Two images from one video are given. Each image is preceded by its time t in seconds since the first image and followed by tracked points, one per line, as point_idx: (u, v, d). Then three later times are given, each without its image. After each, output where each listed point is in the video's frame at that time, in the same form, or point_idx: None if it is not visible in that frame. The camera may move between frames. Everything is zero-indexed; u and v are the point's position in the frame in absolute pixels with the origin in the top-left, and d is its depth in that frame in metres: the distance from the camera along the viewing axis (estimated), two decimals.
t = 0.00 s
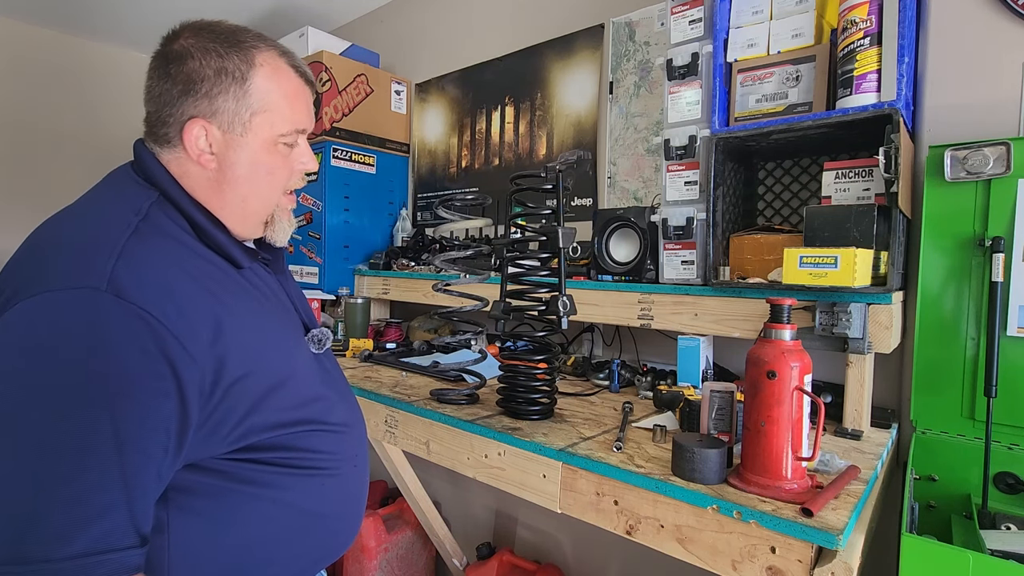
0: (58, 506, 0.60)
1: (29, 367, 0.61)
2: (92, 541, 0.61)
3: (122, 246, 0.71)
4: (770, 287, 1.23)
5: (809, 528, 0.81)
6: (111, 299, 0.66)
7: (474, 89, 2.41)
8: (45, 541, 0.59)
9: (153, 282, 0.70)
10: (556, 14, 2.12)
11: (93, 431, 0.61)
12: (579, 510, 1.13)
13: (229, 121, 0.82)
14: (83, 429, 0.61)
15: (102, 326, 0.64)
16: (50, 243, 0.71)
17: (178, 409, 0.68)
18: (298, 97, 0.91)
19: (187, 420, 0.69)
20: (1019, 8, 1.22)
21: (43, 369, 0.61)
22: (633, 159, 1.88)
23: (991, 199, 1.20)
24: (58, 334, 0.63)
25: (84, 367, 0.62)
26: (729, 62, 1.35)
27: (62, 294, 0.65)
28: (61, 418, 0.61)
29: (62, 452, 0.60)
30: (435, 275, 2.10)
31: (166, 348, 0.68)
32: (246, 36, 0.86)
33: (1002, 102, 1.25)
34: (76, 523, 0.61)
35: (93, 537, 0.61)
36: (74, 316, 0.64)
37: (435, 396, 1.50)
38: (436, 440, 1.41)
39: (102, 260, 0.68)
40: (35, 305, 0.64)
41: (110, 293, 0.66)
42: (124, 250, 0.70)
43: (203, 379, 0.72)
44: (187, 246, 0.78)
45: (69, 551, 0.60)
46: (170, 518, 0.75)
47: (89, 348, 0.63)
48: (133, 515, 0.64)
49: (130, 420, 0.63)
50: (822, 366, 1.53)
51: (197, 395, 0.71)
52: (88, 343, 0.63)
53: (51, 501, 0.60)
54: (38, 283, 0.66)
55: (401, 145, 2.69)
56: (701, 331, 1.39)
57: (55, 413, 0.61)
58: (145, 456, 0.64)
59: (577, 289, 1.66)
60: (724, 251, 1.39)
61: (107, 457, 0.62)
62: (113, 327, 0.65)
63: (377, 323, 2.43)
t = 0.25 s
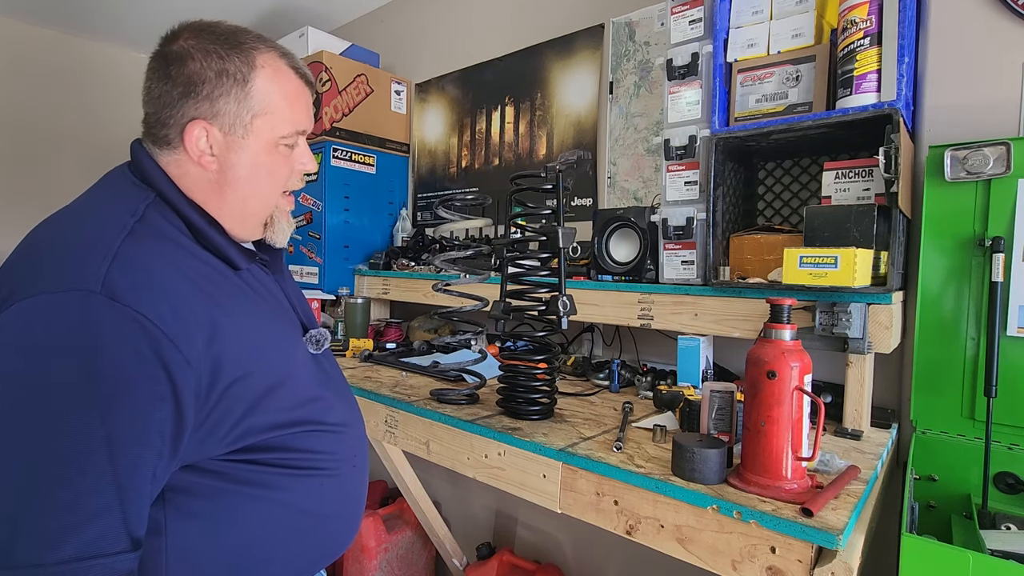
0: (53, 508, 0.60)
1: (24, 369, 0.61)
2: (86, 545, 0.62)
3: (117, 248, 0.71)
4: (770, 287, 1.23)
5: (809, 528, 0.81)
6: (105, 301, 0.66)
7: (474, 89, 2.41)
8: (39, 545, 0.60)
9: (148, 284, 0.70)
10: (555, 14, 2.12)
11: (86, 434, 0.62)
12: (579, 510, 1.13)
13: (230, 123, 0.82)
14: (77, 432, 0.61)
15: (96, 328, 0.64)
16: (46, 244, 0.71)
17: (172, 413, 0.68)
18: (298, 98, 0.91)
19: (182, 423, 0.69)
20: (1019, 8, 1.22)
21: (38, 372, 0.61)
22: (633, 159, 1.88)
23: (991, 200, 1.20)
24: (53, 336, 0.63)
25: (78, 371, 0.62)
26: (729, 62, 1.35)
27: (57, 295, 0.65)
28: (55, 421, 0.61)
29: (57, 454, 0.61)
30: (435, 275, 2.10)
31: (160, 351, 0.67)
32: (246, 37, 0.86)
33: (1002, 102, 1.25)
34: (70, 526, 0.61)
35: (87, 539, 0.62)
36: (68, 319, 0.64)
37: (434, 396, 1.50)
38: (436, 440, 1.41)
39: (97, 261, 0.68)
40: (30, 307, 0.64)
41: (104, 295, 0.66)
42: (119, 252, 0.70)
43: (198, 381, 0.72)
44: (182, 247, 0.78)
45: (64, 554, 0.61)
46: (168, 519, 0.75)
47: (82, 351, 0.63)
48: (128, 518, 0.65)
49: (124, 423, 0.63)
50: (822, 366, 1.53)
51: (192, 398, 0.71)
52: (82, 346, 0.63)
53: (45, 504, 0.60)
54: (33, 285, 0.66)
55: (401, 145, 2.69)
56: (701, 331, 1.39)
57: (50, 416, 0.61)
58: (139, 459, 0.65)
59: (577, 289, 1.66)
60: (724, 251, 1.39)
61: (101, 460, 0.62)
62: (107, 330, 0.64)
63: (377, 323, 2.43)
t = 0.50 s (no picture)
0: (50, 511, 0.60)
1: (19, 372, 0.61)
2: (83, 547, 0.62)
3: (112, 250, 0.70)
4: (770, 288, 1.23)
5: (809, 528, 0.81)
6: (100, 304, 0.65)
7: (474, 89, 2.41)
8: (36, 549, 0.60)
9: (143, 286, 0.70)
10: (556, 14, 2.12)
11: (83, 436, 0.62)
12: (579, 510, 1.13)
13: (225, 127, 0.82)
14: (73, 434, 0.61)
15: (91, 331, 0.64)
16: (40, 245, 0.71)
17: (169, 415, 0.68)
18: (291, 98, 0.90)
19: (179, 425, 0.69)
20: (1019, 8, 1.22)
21: (34, 374, 0.61)
22: (633, 159, 1.88)
23: (991, 199, 1.20)
24: (48, 339, 0.62)
25: (74, 374, 0.62)
26: (729, 62, 1.35)
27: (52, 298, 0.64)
28: (52, 424, 0.61)
29: (53, 457, 0.61)
30: (435, 275, 2.10)
31: (157, 353, 0.67)
32: (235, 37, 0.85)
33: (1002, 102, 1.25)
34: (68, 528, 0.61)
35: (85, 542, 0.62)
36: (63, 322, 0.63)
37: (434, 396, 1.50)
38: (436, 440, 1.41)
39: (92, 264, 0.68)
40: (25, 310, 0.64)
41: (100, 297, 0.66)
42: (114, 253, 0.70)
43: (195, 383, 0.72)
44: (177, 249, 0.78)
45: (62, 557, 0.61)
46: (166, 521, 0.75)
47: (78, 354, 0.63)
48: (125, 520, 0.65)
49: (120, 426, 0.63)
50: (822, 366, 1.53)
51: (189, 400, 0.71)
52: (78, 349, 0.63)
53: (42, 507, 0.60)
54: (28, 287, 0.66)
55: (401, 145, 2.69)
56: (701, 331, 1.39)
57: (46, 418, 0.61)
58: (135, 461, 0.65)
59: (577, 289, 1.66)
60: (724, 251, 1.39)
61: (98, 462, 0.62)
62: (102, 332, 0.64)
63: (377, 323, 2.43)
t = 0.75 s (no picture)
0: (41, 519, 0.61)
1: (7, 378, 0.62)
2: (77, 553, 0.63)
3: (99, 253, 0.70)
4: (770, 288, 1.23)
5: (809, 528, 0.81)
6: (86, 308, 0.66)
7: (474, 89, 2.41)
8: (26, 560, 0.61)
9: (131, 289, 0.70)
10: (556, 14, 2.12)
11: (74, 442, 0.62)
12: (579, 510, 1.13)
13: (209, 126, 0.81)
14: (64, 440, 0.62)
15: (79, 336, 0.64)
16: (26, 248, 0.70)
17: (158, 418, 0.68)
18: (274, 92, 0.90)
19: (169, 427, 0.69)
20: (1019, 8, 1.22)
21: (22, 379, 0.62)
22: (633, 159, 1.88)
23: (991, 199, 1.20)
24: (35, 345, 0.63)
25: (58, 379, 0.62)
26: (729, 62, 1.35)
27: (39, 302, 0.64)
28: (38, 430, 0.61)
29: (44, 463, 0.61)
30: (435, 275, 2.10)
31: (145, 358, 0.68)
32: (213, 32, 0.84)
33: (1002, 102, 1.25)
34: (61, 535, 0.62)
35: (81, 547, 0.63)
36: (50, 327, 0.64)
37: (434, 396, 1.50)
38: (436, 440, 1.41)
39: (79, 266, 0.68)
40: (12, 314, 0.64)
41: (86, 301, 0.66)
42: (100, 255, 0.70)
43: (187, 387, 0.72)
44: (164, 249, 0.78)
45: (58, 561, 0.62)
46: (158, 522, 0.75)
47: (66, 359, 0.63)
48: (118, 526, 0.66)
49: (111, 430, 0.64)
50: (822, 365, 1.53)
51: (179, 403, 0.71)
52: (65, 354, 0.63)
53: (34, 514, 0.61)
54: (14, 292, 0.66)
55: (401, 145, 2.69)
56: (701, 331, 1.39)
57: (37, 425, 0.61)
58: (125, 465, 0.65)
59: (577, 289, 1.66)
60: (724, 251, 1.39)
61: (89, 467, 0.63)
62: (90, 337, 0.64)
63: (377, 323, 2.43)
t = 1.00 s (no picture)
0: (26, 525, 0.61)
1: None
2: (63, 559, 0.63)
3: (83, 257, 0.70)
4: (770, 288, 1.23)
5: (809, 528, 0.81)
6: (69, 314, 0.66)
7: (474, 89, 2.41)
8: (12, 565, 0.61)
9: (116, 294, 0.70)
10: (556, 14, 2.12)
11: (56, 449, 0.62)
12: (579, 510, 1.13)
13: (201, 125, 0.81)
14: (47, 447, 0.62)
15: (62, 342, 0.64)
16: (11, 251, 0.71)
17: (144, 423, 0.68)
18: (268, 92, 0.90)
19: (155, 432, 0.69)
20: (1019, 8, 1.22)
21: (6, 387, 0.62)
22: (633, 159, 1.88)
23: (991, 199, 1.20)
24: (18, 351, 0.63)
25: (41, 386, 0.62)
26: (729, 62, 1.35)
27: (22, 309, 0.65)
28: (22, 437, 0.61)
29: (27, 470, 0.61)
30: (435, 275, 2.10)
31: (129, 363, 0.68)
32: (208, 30, 0.84)
33: (1001, 102, 1.25)
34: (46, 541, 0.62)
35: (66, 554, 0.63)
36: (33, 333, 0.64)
37: (434, 396, 1.50)
38: (435, 440, 1.41)
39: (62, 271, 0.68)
40: None
41: (69, 307, 0.66)
42: (85, 260, 0.70)
43: (174, 392, 0.72)
44: (152, 252, 0.78)
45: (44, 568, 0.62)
46: (153, 523, 0.75)
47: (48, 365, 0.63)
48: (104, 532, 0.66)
49: (94, 436, 0.64)
50: (822, 365, 1.53)
51: (166, 408, 0.71)
52: (48, 360, 0.63)
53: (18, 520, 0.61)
54: None
55: (401, 145, 2.69)
56: (701, 331, 1.39)
57: (20, 431, 0.62)
58: (110, 471, 0.65)
59: (577, 289, 1.66)
60: (724, 251, 1.39)
61: (72, 473, 0.63)
62: (72, 343, 0.65)
63: (378, 323, 2.43)
